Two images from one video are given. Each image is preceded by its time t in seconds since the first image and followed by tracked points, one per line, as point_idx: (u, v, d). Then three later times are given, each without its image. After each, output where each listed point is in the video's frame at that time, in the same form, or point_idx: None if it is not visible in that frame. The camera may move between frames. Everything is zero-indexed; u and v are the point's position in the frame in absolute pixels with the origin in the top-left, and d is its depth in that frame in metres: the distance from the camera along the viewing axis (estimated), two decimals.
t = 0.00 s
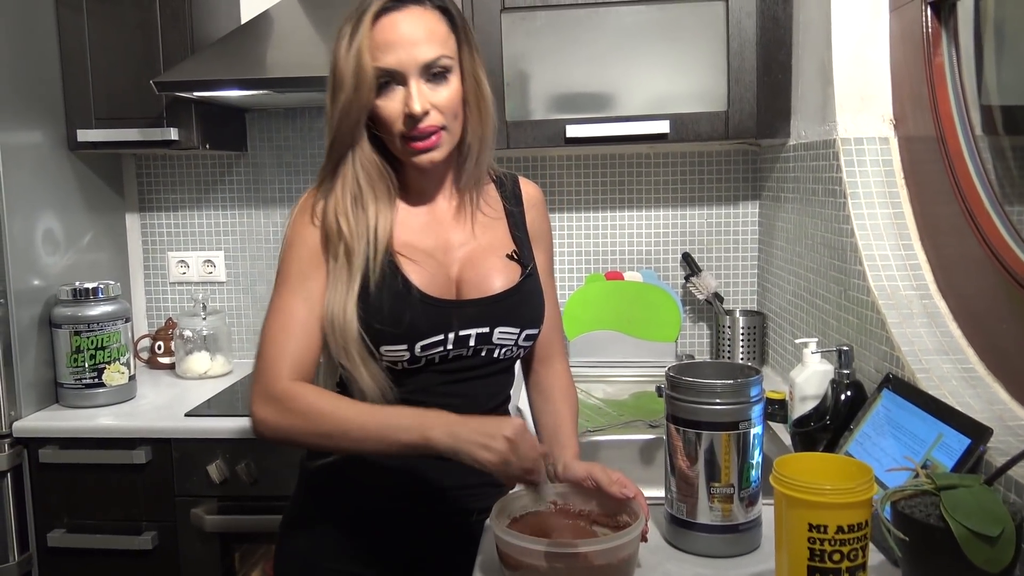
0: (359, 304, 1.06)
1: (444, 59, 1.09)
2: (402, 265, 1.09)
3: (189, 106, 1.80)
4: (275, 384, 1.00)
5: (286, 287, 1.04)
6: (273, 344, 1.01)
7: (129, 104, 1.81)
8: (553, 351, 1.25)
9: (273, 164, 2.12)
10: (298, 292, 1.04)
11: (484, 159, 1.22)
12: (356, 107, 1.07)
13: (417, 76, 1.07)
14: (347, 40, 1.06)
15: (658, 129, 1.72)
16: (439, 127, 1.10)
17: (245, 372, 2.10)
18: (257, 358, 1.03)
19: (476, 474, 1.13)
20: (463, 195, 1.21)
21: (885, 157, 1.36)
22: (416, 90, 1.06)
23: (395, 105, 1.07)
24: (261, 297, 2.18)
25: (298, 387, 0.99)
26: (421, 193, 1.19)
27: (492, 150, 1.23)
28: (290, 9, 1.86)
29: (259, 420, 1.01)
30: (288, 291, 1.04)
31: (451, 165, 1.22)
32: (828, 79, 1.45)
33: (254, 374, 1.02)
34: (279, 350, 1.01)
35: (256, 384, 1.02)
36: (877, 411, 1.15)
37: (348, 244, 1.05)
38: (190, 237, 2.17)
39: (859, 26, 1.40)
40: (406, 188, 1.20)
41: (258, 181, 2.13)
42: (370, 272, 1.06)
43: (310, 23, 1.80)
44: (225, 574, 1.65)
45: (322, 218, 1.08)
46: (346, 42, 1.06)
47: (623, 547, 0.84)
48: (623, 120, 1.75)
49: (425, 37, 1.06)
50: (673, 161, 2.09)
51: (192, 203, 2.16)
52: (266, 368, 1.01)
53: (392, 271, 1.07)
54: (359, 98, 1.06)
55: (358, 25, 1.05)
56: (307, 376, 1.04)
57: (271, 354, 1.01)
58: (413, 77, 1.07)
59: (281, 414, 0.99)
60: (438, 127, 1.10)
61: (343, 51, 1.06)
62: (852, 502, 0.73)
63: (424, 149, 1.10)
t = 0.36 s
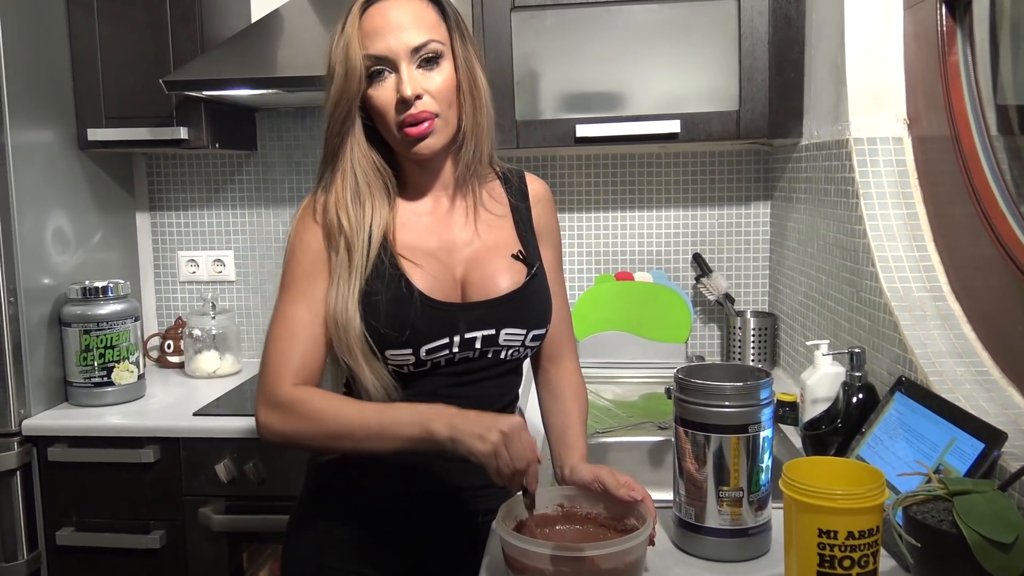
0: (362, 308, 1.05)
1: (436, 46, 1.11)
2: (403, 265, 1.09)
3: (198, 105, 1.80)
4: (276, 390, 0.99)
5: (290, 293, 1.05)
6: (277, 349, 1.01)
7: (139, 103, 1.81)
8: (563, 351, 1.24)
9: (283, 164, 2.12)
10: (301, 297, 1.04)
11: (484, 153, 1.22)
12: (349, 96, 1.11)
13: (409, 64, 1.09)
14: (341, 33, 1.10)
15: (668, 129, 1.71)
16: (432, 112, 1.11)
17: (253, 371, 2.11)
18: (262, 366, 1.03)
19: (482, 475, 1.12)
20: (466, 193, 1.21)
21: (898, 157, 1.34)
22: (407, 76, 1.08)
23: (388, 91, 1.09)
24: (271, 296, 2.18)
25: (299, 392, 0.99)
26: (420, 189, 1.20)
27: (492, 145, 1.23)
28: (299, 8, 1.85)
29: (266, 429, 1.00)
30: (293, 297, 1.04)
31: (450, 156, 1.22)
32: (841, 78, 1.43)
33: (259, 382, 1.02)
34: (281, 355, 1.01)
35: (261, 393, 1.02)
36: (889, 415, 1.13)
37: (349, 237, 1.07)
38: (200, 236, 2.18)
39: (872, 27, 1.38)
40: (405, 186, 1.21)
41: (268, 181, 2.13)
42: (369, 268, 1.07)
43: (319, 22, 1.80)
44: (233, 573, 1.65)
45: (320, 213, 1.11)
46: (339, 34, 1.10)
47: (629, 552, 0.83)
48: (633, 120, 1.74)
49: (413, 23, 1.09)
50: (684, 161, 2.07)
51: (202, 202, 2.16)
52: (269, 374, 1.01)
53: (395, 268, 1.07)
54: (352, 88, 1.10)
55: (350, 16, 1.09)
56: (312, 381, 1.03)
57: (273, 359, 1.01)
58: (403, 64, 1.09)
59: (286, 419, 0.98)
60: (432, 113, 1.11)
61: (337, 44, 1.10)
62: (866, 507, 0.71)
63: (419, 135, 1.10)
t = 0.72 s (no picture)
0: (375, 316, 1.04)
1: (408, 38, 1.11)
2: (418, 268, 1.08)
3: (206, 106, 1.81)
4: (306, 409, 1.00)
5: (309, 311, 1.04)
6: (302, 367, 1.01)
7: (147, 104, 1.82)
8: (569, 353, 1.23)
9: (289, 164, 2.13)
10: (321, 315, 1.03)
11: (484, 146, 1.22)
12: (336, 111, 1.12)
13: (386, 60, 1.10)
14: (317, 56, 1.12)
15: (676, 132, 1.71)
16: (420, 99, 1.11)
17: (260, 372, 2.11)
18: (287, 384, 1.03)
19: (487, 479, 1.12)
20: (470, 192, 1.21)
21: (908, 161, 1.33)
22: (387, 72, 1.09)
23: (373, 92, 1.10)
24: (277, 297, 2.19)
25: (331, 409, 0.99)
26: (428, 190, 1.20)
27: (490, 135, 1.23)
28: (307, 9, 1.85)
29: (297, 446, 1.01)
30: (312, 313, 1.03)
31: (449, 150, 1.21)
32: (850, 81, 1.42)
33: (286, 399, 1.02)
34: (308, 373, 1.01)
35: (289, 411, 1.02)
36: (896, 421, 1.13)
37: (358, 250, 1.04)
38: (207, 237, 2.18)
39: (882, 30, 1.37)
40: (411, 187, 1.21)
41: (275, 182, 2.14)
42: (383, 274, 1.05)
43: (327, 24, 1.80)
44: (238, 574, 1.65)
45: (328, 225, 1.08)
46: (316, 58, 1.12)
47: (635, 558, 0.83)
48: (640, 123, 1.74)
49: (381, 24, 1.10)
50: (692, 164, 2.06)
51: (209, 203, 2.16)
52: (297, 392, 1.01)
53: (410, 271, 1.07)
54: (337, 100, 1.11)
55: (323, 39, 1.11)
56: (338, 396, 1.04)
57: (299, 377, 1.01)
58: (380, 62, 1.09)
59: (318, 438, 0.98)
60: (420, 100, 1.11)
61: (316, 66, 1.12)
62: (873, 515, 0.71)
63: (413, 126, 1.10)
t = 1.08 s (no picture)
0: (368, 306, 1.05)
1: (442, 41, 1.11)
2: (417, 268, 1.08)
3: (211, 107, 1.81)
4: (288, 395, 1.00)
5: (300, 298, 1.05)
6: (287, 355, 1.02)
7: (153, 104, 1.82)
8: (574, 356, 1.23)
9: (295, 165, 2.13)
10: (311, 303, 1.04)
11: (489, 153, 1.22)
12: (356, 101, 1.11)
13: (416, 60, 1.09)
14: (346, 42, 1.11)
15: (682, 134, 1.70)
16: (442, 104, 1.10)
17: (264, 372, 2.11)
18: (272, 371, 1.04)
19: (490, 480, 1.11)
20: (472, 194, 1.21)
21: (916, 165, 1.32)
22: (416, 72, 1.08)
23: (397, 88, 1.09)
24: (282, 297, 2.19)
25: (311, 397, 0.99)
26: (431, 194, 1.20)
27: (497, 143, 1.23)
28: (313, 9, 1.86)
29: (276, 433, 1.01)
30: (301, 300, 1.04)
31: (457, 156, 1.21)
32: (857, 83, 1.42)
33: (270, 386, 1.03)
34: (292, 360, 1.01)
35: (272, 397, 1.02)
36: (903, 424, 1.12)
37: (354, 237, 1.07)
38: (213, 237, 2.19)
39: (889, 33, 1.37)
40: (412, 188, 1.21)
41: (281, 182, 2.14)
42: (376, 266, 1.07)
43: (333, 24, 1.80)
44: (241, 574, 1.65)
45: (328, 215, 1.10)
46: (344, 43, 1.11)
47: (638, 561, 0.82)
48: (646, 124, 1.73)
49: (416, 22, 1.09)
50: (698, 166, 2.06)
51: (215, 203, 2.17)
52: (279, 379, 1.01)
53: (405, 271, 1.07)
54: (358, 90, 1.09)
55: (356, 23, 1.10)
56: (323, 386, 1.04)
57: (284, 364, 1.02)
58: (411, 60, 1.08)
59: (298, 425, 0.99)
60: (442, 105, 1.10)
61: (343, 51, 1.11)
62: (877, 520, 0.70)
63: (428, 129, 1.10)
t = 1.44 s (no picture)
0: (368, 310, 1.05)
1: (486, 75, 1.08)
2: (416, 268, 1.08)
3: (215, 107, 1.81)
4: (285, 391, 1.00)
5: (298, 294, 1.04)
6: (286, 352, 1.02)
7: (157, 104, 1.83)
8: (570, 357, 1.23)
9: (299, 165, 2.13)
10: (309, 301, 1.04)
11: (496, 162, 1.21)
12: (394, 119, 1.04)
13: (462, 92, 1.05)
14: (391, 50, 1.02)
15: (685, 135, 1.70)
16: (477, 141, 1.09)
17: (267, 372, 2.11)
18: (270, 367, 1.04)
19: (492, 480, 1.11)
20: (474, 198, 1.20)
21: (920, 165, 1.32)
22: (461, 107, 1.05)
23: (438, 117, 1.05)
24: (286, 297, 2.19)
25: (307, 394, 0.99)
26: (433, 198, 1.18)
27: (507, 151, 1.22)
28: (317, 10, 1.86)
29: (273, 428, 1.01)
30: (300, 298, 1.04)
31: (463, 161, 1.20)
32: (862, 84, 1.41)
33: (269, 382, 1.03)
34: (289, 356, 1.01)
35: (269, 391, 1.02)
36: (907, 427, 1.12)
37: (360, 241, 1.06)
38: (216, 237, 2.19)
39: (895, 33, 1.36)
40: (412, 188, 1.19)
41: (285, 183, 2.14)
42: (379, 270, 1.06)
43: (337, 25, 1.80)
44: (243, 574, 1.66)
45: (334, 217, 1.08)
46: (389, 53, 1.02)
47: (639, 562, 0.82)
48: (650, 125, 1.73)
49: (468, 51, 1.04)
50: (702, 167, 2.06)
51: (219, 203, 2.17)
52: (276, 375, 1.01)
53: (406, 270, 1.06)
54: (402, 111, 1.03)
55: (409, 35, 1.01)
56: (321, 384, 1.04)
57: (281, 360, 1.01)
58: (458, 93, 1.05)
59: (293, 421, 0.99)
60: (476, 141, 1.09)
61: (386, 58, 1.03)
62: (877, 522, 0.70)
63: (459, 163, 1.09)
